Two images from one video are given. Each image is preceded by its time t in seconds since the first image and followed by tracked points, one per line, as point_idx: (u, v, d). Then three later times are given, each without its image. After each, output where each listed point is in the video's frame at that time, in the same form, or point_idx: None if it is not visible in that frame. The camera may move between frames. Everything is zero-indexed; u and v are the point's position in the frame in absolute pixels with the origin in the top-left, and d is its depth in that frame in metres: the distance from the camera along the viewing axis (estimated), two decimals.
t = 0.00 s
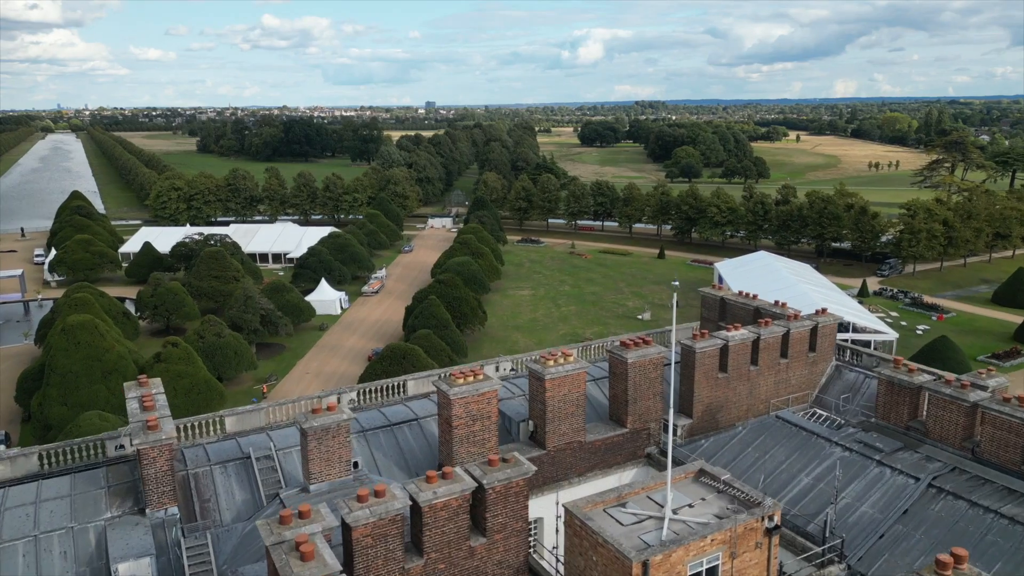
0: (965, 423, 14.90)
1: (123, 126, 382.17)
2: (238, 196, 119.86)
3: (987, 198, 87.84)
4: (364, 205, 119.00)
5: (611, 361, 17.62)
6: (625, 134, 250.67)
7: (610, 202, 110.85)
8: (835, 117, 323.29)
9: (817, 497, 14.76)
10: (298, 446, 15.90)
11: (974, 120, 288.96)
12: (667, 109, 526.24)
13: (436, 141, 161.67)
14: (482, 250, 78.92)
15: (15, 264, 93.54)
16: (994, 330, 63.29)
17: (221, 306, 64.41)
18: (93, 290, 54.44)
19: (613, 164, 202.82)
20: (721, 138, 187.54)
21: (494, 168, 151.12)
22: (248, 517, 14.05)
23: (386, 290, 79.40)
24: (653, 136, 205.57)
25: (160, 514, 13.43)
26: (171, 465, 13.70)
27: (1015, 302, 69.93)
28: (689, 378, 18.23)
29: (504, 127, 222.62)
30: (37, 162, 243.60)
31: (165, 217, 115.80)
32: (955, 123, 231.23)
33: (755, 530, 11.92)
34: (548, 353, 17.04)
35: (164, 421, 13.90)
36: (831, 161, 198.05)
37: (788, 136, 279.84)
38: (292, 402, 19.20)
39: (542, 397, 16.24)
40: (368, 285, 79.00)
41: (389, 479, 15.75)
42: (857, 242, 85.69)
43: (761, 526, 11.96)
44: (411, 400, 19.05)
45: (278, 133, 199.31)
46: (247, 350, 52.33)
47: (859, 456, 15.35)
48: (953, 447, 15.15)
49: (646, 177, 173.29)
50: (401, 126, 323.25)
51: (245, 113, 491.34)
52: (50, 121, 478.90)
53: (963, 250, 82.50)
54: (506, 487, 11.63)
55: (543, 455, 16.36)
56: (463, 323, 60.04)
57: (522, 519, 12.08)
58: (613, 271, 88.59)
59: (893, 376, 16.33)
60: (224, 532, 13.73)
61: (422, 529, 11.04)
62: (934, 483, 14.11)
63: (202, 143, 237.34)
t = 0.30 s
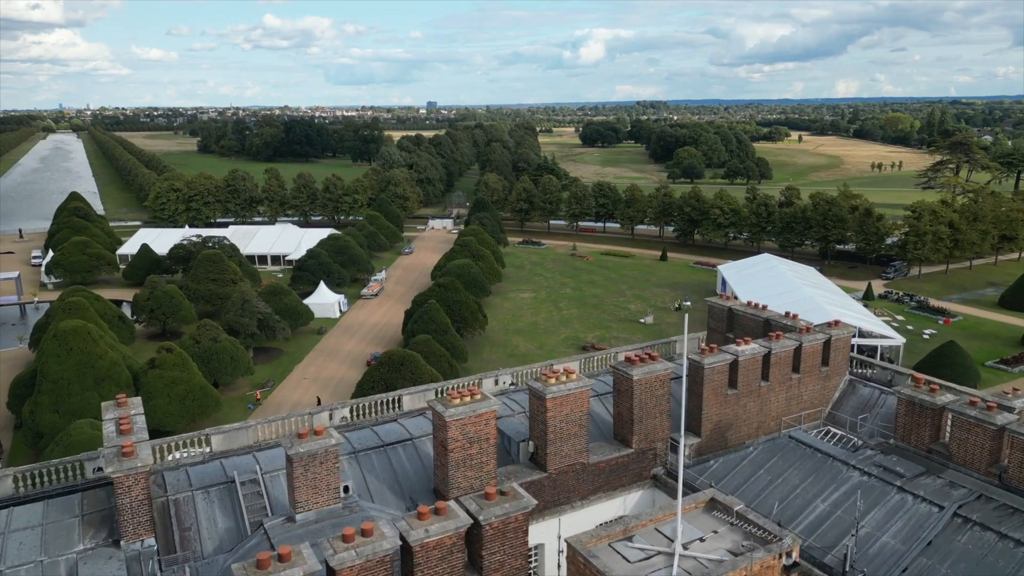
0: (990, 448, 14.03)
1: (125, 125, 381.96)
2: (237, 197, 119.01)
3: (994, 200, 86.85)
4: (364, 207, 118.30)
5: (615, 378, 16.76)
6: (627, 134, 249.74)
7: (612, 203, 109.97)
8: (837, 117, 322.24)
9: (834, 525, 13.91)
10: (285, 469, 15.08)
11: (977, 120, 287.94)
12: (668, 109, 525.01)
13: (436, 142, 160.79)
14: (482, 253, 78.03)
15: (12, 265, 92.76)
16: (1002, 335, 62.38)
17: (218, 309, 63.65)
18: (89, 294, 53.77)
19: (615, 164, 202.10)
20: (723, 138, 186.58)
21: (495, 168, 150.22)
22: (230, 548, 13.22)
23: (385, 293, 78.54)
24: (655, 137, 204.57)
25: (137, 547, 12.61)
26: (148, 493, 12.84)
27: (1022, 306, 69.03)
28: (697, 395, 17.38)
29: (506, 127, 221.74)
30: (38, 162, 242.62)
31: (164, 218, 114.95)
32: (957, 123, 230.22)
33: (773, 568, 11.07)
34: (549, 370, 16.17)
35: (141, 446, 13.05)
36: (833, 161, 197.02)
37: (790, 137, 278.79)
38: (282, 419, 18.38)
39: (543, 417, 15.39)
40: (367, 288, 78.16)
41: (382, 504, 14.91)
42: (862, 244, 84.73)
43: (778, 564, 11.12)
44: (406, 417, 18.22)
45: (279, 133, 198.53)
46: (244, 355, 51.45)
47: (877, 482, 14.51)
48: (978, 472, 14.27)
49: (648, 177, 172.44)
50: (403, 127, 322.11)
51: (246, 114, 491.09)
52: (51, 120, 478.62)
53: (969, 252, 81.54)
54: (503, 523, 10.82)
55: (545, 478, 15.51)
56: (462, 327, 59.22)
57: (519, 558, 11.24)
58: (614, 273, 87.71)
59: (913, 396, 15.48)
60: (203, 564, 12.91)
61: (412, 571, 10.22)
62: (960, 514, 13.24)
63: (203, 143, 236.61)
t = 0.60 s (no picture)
0: None
1: (127, 125, 381.96)
2: (237, 198, 118.21)
3: (1001, 201, 85.86)
4: (364, 208, 117.50)
5: (621, 397, 15.88)
6: (629, 134, 248.93)
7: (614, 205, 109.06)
8: (840, 117, 321.21)
9: (857, 557, 13.03)
10: (272, 496, 14.25)
11: (979, 120, 286.95)
12: (670, 109, 524.01)
13: (437, 143, 159.99)
14: (483, 255, 77.17)
15: (10, 268, 92.08)
16: (1011, 339, 61.41)
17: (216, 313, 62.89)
18: (83, 298, 52.96)
19: (617, 164, 201.23)
20: (726, 139, 185.62)
21: (496, 168, 149.35)
22: None
23: (385, 296, 77.74)
24: (657, 137, 203.63)
25: None
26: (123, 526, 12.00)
27: None
28: (706, 414, 16.49)
29: (507, 127, 220.90)
30: (38, 162, 242.19)
31: (163, 219, 114.10)
32: (961, 123, 229.18)
33: None
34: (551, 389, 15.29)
35: (115, 475, 12.21)
36: (836, 161, 196.07)
37: (792, 137, 277.79)
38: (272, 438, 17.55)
39: (545, 440, 14.53)
40: (367, 291, 77.33)
41: (375, 533, 14.05)
42: (867, 246, 83.77)
43: None
44: (401, 438, 17.37)
45: (280, 134, 197.93)
46: (241, 361, 50.64)
47: (901, 510, 13.66)
48: (1008, 502, 13.41)
49: (650, 178, 171.59)
50: (405, 128, 321.40)
51: (247, 114, 490.99)
52: (53, 120, 478.66)
53: (976, 255, 80.55)
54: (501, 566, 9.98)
55: (547, 504, 14.65)
56: (462, 331, 58.26)
57: None
58: (617, 276, 86.84)
59: (938, 418, 14.61)
60: None
61: None
62: (994, 549, 12.35)
63: (204, 143, 236.00)
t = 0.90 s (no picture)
0: None
1: (129, 126, 382.05)
2: (237, 200, 117.37)
3: (1008, 203, 84.86)
4: (365, 209, 116.73)
5: (628, 418, 15.01)
6: (631, 134, 248.14)
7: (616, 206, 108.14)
8: (843, 117, 320.22)
9: None
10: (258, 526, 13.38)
11: (982, 120, 285.96)
12: (671, 109, 523.20)
13: (439, 143, 159.19)
14: (484, 257, 76.24)
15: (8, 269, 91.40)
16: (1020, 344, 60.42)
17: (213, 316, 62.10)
18: (78, 302, 52.22)
19: (619, 165, 200.28)
20: (728, 139, 184.67)
21: (498, 169, 148.49)
22: None
23: (385, 299, 76.90)
24: (659, 137, 202.70)
25: None
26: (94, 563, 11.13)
27: None
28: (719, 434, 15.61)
29: (509, 126, 220.11)
30: (40, 162, 242.04)
31: (162, 221, 112.98)
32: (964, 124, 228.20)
33: None
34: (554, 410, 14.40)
35: (86, 508, 11.33)
36: (840, 162, 195.10)
37: (795, 138, 276.85)
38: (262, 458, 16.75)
39: (549, 465, 13.67)
40: (367, 294, 76.46)
41: (368, 566, 13.19)
42: (873, 249, 82.80)
43: None
44: (397, 459, 16.50)
45: (281, 134, 197.38)
46: (238, 366, 49.87)
47: (930, 542, 12.80)
48: None
49: (652, 179, 170.66)
50: (407, 128, 320.84)
51: (249, 114, 490.77)
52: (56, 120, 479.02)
53: (983, 258, 79.57)
54: None
55: (550, 532, 13.79)
56: (463, 335, 57.38)
57: None
58: (619, 278, 85.95)
59: (968, 443, 13.73)
60: None
61: None
62: None
63: (205, 143, 235.51)
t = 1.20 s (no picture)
0: None
1: (131, 126, 382.19)
2: (237, 201, 116.65)
3: (1015, 205, 83.87)
4: (366, 210, 115.95)
5: (637, 441, 14.15)
6: (633, 134, 247.41)
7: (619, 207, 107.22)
8: (845, 117, 319.44)
9: None
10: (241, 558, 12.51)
11: (985, 121, 285.10)
12: (673, 109, 522.36)
13: (440, 144, 158.44)
14: (486, 260, 75.32)
15: (6, 271, 90.72)
16: None
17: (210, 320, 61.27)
18: (72, 306, 51.42)
19: (621, 165, 199.19)
20: (731, 139, 183.74)
21: (499, 170, 147.71)
22: None
23: (385, 302, 76.09)
24: (661, 138, 201.83)
25: None
26: None
27: None
28: (732, 457, 14.74)
29: (511, 126, 219.37)
30: (41, 163, 241.97)
31: (162, 223, 112.17)
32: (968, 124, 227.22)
33: None
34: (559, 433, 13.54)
35: (54, 545, 10.45)
36: (843, 162, 194.21)
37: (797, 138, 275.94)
38: (250, 481, 15.92)
39: (554, 493, 12.81)
40: (367, 297, 75.65)
41: None
42: (879, 251, 81.85)
43: None
44: (392, 483, 15.64)
45: (282, 134, 196.77)
46: (236, 372, 49.06)
47: None
48: None
49: (654, 180, 169.86)
50: (408, 128, 320.47)
51: (251, 114, 491.16)
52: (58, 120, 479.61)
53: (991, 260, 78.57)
54: None
55: (554, 564, 12.91)
56: (464, 340, 56.51)
57: None
58: (622, 280, 85.07)
59: (1003, 472, 12.83)
60: None
61: None
62: None
63: (206, 144, 235.11)
